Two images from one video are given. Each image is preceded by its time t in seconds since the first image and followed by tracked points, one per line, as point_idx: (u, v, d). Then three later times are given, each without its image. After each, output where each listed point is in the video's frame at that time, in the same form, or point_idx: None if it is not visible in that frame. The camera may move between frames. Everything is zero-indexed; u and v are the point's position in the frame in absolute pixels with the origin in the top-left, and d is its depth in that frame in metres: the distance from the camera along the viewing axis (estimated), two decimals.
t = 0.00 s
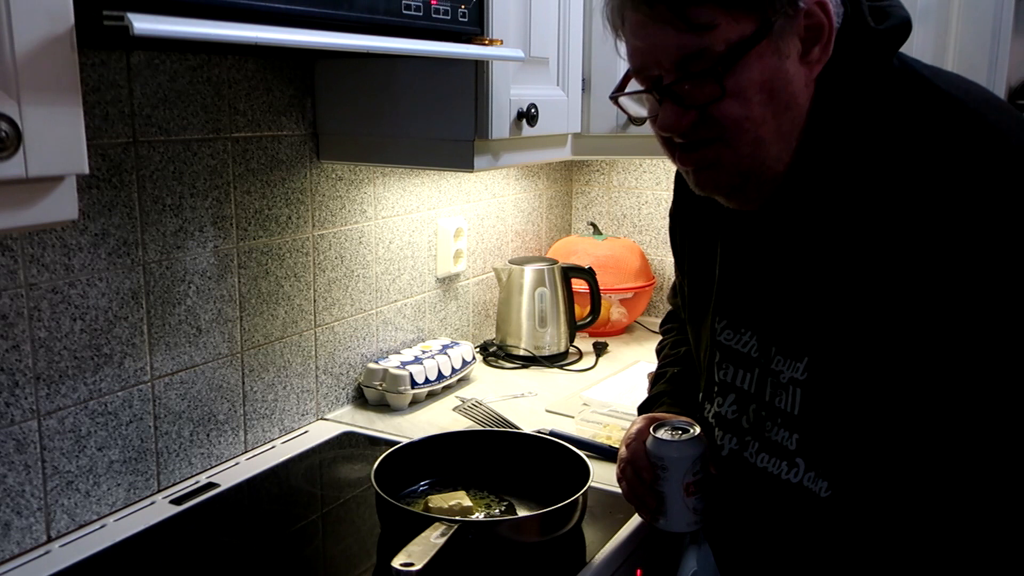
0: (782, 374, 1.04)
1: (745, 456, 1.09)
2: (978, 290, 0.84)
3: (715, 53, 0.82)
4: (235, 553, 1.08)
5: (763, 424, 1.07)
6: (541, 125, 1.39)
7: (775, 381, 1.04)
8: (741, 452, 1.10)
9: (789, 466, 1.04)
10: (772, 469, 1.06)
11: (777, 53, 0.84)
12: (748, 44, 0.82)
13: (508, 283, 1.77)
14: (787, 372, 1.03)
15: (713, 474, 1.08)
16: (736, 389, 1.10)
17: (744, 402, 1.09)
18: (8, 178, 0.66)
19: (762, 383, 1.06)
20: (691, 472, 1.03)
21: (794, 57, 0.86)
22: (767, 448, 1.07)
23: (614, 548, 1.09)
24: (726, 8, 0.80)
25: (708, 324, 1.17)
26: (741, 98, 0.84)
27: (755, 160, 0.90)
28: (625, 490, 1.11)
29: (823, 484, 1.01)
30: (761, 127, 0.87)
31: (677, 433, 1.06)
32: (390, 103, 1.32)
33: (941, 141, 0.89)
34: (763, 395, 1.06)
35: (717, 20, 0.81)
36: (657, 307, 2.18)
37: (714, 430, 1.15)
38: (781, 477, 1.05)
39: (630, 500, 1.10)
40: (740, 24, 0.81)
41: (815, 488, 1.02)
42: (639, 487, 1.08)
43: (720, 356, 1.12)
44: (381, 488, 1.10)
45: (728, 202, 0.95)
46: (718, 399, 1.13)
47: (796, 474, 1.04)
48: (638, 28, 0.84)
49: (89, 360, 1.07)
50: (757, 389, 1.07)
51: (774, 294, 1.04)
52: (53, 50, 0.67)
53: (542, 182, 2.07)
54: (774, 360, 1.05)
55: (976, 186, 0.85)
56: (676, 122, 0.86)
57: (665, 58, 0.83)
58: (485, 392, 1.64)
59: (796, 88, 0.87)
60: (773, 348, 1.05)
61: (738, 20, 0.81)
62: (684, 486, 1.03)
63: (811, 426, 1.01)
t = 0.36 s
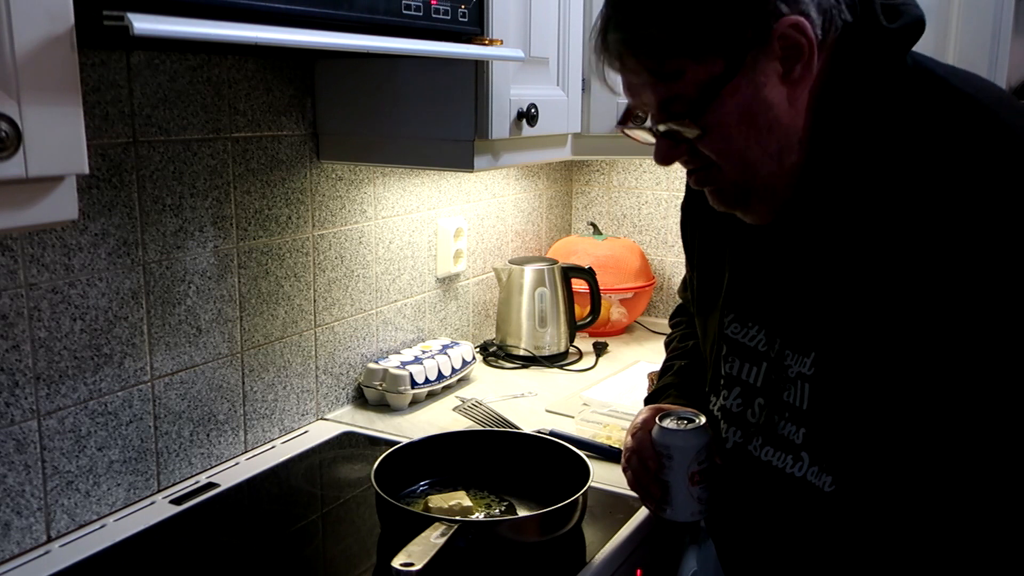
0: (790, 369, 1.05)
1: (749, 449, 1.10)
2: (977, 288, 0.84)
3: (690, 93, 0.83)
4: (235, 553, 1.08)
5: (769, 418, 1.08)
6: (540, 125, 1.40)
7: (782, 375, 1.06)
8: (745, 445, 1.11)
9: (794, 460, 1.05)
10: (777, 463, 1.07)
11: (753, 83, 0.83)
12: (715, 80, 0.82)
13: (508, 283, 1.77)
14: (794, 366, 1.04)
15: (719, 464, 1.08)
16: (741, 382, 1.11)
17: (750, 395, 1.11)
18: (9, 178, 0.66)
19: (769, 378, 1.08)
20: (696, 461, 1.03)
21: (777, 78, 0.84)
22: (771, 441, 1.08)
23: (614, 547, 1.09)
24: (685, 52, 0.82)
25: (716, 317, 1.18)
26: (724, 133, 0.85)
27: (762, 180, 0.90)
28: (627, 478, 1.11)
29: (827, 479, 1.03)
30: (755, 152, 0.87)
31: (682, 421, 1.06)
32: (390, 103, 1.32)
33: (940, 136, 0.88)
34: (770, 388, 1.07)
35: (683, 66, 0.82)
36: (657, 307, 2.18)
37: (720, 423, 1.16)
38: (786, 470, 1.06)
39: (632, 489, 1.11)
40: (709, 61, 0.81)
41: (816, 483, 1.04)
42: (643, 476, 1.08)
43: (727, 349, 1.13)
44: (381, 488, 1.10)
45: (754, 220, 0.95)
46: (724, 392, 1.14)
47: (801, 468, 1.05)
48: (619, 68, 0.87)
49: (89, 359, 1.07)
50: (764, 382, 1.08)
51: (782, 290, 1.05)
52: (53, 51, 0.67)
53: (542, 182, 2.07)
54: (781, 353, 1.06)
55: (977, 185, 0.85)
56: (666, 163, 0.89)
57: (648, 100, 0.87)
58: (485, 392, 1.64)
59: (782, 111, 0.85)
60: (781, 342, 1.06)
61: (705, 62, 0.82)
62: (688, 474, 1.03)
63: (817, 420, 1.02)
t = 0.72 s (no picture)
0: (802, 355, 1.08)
1: (754, 430, 1.15)
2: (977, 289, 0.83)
3: (710, 133, 0.84)
4: (235, 553, 1.08)
5: (776, 401, 1.12)
6: (541, 125, 1.40)
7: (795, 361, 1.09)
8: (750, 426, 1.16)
9: (796, 442, 1.10)
10: (779, 445, 1.12)
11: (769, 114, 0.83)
12: (735, 121, 0.83)
13: (508, 283, 1.77)
14: (807, 352, 1.07)
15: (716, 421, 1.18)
16: (753, 364, 1.15)
17: (760, 377, 1.14)
18: (8, 178, 0.66)
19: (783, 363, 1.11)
20: (691, 414, 1.16)
21: (791, 100, 0.83)
22: (775, 424, 1.12)
23: (615, 547, 1.09)
24: (700, 105, 0.82)
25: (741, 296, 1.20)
26: (750, 162, 0.85)
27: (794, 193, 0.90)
28: (637, 430, 1.24)
29: (825, 462, 1.06)
30: (782, 175, 0.87)
31: (687, 376, 1.17)
32: (389, 103, 1.32)
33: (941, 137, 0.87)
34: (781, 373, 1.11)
35: (697, 114, 0.83)
36: (657, 307, 2.18)
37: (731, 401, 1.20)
38: (786, 452, 1.11)
39: (641, 440, 1.25)
40: (720, 105, 0.82)
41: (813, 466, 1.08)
42: (648, 428, 1.21)
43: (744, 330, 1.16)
44: (380, 488, 1.10)
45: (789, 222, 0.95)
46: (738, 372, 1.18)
47: (801, 450, 1.09)
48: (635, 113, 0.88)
49: (89, 359, 1.07)
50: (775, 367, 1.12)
51: (798, 281, 1.07)
52: (53, 50, 0.67)
53: (542, 182, 2.07)
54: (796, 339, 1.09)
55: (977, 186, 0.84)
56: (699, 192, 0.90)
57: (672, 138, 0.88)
58: (485, 392, 1.64)
59: (800, 131, 0.85)
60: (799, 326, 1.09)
61: (717, 107, 0.82)
62: (683, 425, 1.17)
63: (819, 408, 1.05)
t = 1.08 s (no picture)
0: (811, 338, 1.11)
1: (758, 411, 1.17)
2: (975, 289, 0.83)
3: (744, 129, 0.85)
4: (235, 553, 1.08)
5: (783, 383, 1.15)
6: (540, 125, 1.40)
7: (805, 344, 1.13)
8: (755, 408, 1.18)
9: (794, 424, 1.11)
10: (780, 428, 1.14)
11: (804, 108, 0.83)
12: (769, 115, 0.83)
13: (508, 283, 1.77)
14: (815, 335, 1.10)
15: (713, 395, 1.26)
16: (765, 347, 1.19)
17: (770, 360, 1.18)
18: (8, 177, 0.66)
19: (793, 347, 1.15)
20: (691, 389, 1.26)
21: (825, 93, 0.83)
22: (778, 406, 1.15)
23: (615, 547, 1.09)
24: (734, 99, 0.83)
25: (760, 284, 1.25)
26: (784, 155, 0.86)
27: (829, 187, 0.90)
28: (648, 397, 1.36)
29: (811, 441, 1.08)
30: (813, 167, 0.87)
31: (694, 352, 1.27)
32: (389, 103, 1.32)
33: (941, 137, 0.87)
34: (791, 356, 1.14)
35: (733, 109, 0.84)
36: (657, 307, 2.18)
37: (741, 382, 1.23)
38: (785, 433, 1.13)
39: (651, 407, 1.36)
40: (755, 101, 0.82)
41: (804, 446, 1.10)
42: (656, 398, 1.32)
43: (759, 313, 1.20)
44: (380, 488, 1.10)
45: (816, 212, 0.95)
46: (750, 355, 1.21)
47: (797, 432, 1.11)
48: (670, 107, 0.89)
49: (89, 359, 1.07)
50: (786, 350, 1.16)
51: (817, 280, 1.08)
52: (53, 50, 0.67)
53: (542, 182, 2.07)
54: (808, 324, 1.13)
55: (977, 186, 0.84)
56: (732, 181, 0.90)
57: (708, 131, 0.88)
58: (485, 392, 1.64)
59: (836, 125, 0.85)
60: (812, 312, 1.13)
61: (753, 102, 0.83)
62: (683, 398, 1.27)
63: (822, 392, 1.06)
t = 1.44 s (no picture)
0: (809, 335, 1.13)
1: (755, 405, 1.20)
2: (976, 291, 0.83)
3: (743, 125, 0.86)
4: (234, 553, 1.08)
5: (782, 377, 1.17)
6: (541, 125, 1.40)
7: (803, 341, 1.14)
8: (753, 401, 1.20)
9: (788, 418, 1.14)
10: (774, 421, 1.16)
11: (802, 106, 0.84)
12: (769, 112, 0.84)
13: (508, 283, 1.77)
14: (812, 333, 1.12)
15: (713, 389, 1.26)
16: (766, 342, 1.20)
17: (770, 355, 1.20)
18: (8, 177, 0.66)
19: (792, 342, 1.16)
20: (694, 383, 1.26)
21: (824, 91, 0.84)
22: (776, 401, 1.17)
23: (615, 547, 1.08)
24: (734, 96, 0.84)
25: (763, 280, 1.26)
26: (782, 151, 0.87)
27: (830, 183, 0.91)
28: (654, 395, 1.36)
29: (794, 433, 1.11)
30: (813, 165, 0.88)
31: (698, 346, 1.27)
32: (389, 102, 1.32)
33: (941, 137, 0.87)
34: (789, 352, 1.16)
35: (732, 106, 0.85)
36: (657, 307, 2.18)
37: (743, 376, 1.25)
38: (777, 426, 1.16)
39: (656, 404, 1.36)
40: (754, 99, 0.83)
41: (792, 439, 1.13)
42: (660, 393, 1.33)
43: (762, 309, 1.21)
44: (380, 488, 1.10)
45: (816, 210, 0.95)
46: (751, 349, 1.23)
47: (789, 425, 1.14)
48: (673, 104, 0.89)
49: (89, 359, 1.07)
50: (785, 346, 1.17)
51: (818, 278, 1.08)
52: (53, 51, 0.67)
53: (542, 182, 2.07)
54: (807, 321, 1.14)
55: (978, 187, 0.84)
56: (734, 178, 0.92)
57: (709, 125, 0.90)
58: (485, 392, 1.64)
59: (835, 123, 0.86)
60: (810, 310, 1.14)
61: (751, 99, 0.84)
62: (686, 392, 1.27)
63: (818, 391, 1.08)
